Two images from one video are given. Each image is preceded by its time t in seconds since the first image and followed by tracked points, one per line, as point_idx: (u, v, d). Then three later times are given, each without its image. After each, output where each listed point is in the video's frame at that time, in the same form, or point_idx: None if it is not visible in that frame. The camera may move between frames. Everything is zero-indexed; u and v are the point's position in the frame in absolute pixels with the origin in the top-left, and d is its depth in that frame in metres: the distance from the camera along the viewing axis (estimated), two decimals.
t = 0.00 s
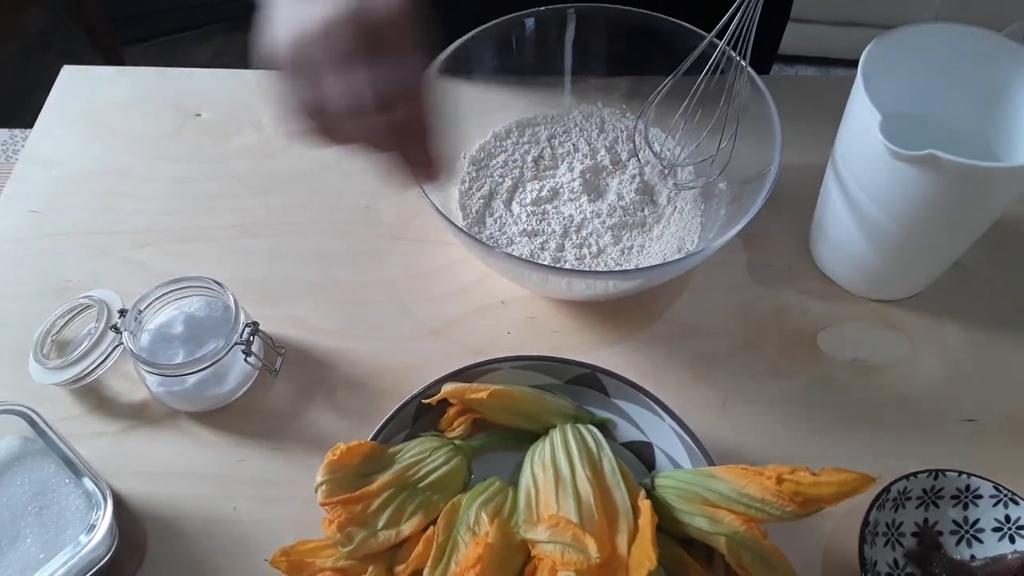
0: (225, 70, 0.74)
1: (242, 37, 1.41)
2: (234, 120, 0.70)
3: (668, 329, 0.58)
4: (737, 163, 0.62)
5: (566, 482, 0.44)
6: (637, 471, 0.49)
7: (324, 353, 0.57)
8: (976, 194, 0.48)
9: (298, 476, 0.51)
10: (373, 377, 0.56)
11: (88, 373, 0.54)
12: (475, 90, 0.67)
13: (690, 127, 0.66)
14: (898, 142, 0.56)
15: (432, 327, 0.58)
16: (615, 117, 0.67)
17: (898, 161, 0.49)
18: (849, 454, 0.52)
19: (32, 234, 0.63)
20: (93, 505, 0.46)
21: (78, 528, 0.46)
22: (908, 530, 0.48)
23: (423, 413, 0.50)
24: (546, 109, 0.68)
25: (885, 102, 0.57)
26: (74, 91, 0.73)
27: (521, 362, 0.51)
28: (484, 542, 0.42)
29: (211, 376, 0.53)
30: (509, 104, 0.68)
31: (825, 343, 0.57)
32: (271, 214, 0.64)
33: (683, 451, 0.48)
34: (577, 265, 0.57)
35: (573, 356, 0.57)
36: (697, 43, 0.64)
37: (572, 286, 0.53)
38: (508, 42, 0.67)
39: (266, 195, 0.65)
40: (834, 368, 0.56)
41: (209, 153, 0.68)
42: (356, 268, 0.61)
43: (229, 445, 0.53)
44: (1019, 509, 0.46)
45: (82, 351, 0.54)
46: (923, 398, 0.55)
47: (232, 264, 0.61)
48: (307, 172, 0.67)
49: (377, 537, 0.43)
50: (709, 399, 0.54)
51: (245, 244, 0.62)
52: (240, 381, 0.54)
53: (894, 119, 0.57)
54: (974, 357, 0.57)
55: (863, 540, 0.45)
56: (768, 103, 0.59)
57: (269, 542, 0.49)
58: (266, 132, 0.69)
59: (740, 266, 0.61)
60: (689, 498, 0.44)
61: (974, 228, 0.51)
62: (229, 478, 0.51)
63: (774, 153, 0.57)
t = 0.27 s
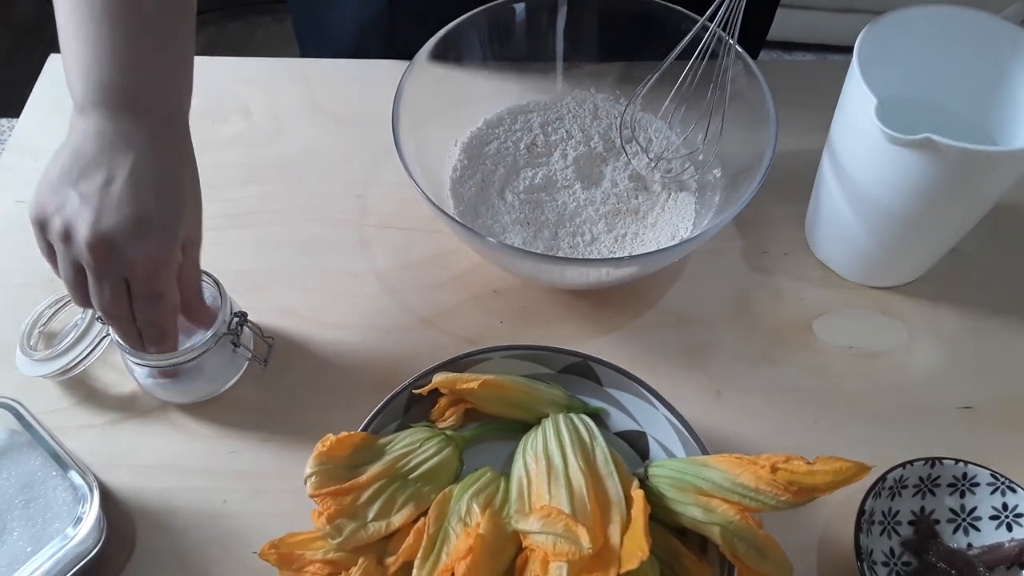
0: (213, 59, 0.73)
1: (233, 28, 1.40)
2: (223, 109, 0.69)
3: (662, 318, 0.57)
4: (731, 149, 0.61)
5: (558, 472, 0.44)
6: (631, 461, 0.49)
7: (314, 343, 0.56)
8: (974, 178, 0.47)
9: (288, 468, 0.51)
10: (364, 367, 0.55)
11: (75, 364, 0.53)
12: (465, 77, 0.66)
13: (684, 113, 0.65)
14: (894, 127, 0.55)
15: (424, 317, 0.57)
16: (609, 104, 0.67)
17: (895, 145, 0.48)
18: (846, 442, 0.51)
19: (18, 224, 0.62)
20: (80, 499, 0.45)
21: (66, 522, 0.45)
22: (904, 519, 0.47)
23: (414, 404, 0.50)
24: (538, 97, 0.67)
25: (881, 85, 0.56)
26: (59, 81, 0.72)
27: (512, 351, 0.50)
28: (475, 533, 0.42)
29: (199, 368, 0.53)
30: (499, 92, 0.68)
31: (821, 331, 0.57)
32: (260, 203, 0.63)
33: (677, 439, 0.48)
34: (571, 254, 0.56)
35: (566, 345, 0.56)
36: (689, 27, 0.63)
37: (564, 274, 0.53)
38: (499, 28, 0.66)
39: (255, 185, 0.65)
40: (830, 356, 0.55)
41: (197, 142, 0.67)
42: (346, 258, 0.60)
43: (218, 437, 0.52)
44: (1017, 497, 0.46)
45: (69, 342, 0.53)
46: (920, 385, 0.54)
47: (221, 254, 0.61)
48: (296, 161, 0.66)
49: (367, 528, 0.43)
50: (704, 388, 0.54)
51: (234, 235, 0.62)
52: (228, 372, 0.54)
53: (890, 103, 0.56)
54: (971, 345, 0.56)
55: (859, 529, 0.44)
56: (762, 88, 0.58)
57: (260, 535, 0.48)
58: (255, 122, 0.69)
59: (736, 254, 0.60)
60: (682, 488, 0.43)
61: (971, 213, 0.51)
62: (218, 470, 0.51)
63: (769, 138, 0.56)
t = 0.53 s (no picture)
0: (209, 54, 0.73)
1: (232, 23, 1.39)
2: (219, 104, 0.69)
3: (659, 314, 0.57)
4: (727, 145, 0.61)
5: (553, 468, 0.44)
6: (626, 457, 0.49)
7: (309, 340, 0.56)
8: (969, 174, 0.47)
9: (283, 465, 0.51)
10: (360, 364, 0.55)
11: (70, 361, 0.53)
12: (461, 73, 0.66)
13: (680, 109, 0.65)
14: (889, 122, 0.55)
15: (420, 314, 0.57)
16: (605, 99, 0.67)
17: (890, 140, 0.48)
18: (842, 439, 0.51)
19: (13, 220, 0.62)
20: (74, 495, 0.45)
21: (60, 518, 0.45)
22: (898, 516, 0.47)
23: (410, 400, 0.50)
24: (534, 92, 0.67)
25: (877, 80, 0.56)
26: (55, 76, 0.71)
27: (507, 348, 0.50)
28: (470, 529, 0.42)
29: (193, 365, 0.53)
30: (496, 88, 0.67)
31: (817, 327, 0.56)
32: (255, 199, 0.63)
33: (672, 436, 0.48)
34: (566, 250, 0.56)
35: (562, 342, 0.56)
36: (686, 22, 0.63)
37: (560, 270, 0.53)
38: (494, 21, 0.66)
39: (250, 180, 0.64)
40: (826, 352, 0.55)
41: (193, 138, 0.67)
42: (342, 254, 0.60)
43: (213, 433, 0.52)
44: (1011, 494, 0.46)
45: (64, 339, 0.53)
46: (915, 382, 0.54)
47: (217, 250, 0.61)
48: (292, 157, 0.66)
49: (361, 525, 0.43)
50: (699, 385, 0.54)
51: (229, 231, 0.62)
52: (222, 369, 0.54)
53: (885, 98, 0.56)
54: (967, 342, 0.56)
55: (853, 525, 0.44)
56: (758, 83, 0.58)
57: (255, 531, 0.48)
58: (251, 117, 0.68)
59: (732, 250, 0.60)
60: (677, 485, 0.43)
61: (966, 209, 0.50)
62: (213, 466, 0.51)
63: (765, 133, 0.56)
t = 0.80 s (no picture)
0: (209, 54, 0.73)
1: (233, 23, 1.39)
2: (220, 104, 0.70)
3: (657, 314, 0.57)
4: (726, 144, 0.61)
5: (552, 468, 0.44)
6: (624, 456, 0.49)
7: (309, 339, 0.56)
8: (967, 174, 0.47)
9: (283, 463, 0.51)
10: (359, 362, 0.55)
11: (70, 360, 0.53)
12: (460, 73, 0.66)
13: (678, 108, 0.65)
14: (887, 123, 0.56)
15: (419, 313, 0.58)
16: (604, 99, 0.67)
17: (889, 140, 0.48)
18: (840, 438, 0.51)
19: (14, 220, 0.62)
20: (75, 494, 0.46)
21: (60, 516, 0.45)
22: (897, 515, 0.47)
23: (409, 399, 0.50)
24: (534, 93, 0.67)
25: (876, 79, 0.56)
26: (56, 76, 0.72)
27: (507, 347, 0.50)
28: (469, 528, 0.42)
29: (193, 364, 0.53)
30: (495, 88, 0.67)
31: (816, 327, 0.57)
32: (256, 199, 0.64)
33: (670, 435, 0.48)
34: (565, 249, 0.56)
35: (561, 341, 0.56)
36: (686, 22, 0.63)
37: (559, 270, 0.53)
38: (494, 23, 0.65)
39: (250, 179, 0.65)
40: (825, 351, 0.55)
41: (193, 137, 0.67)
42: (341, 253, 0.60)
43: (214, 431, 0.52)
44: (1010, 493, 0.46)
45: (64, 338, 0.53)
46: (914, 381, 0.54)
47: (217, 249, 0.61)
48: (292, 157, 0.66)
49: (360, 523, 0.43)
50: (698, 384, 0.54)
51: (230, 230, 0.62)
52: (223, 368, 0.54)
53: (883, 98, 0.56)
54: (966, 341, 0.56)
55: (852, 524, 0.44)
56: (757, 83, 0.58)
57: (255, 529, 0.48)
58: (251, 117, 0.69)
59: (730, 250, 0.60)
60: (675, 484, 0.43)
61: (965, 209, 0.51)
62: (213, 465, 0.51)
63: (763, 133, 0.56)
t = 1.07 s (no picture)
0: (206, 47, 0.73)
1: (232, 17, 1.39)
2: (216, 98, 0.69)
3: (654, 308, 0.57)
4: (724, 138, 0.61)
5: (548, 462, 0.44)
6: (621, 451, 0.49)
7: (305, 333, 0.56)
8: (964, 169, 0.47)
9: (279, 457, 0.51)
10: (356, 356, 0.55)
11: (66, 354, 0.53)
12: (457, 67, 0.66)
13: (676, 103, 0.65)
14: (884, 118, 0.56)
15: (416, 307, 0.57)
16: (601, 94, 0.67)
17: (886, 135, 0.48)
18: (837, 432, 0.51)
19: (10, 213, 0.62)
20: (70, 488, 0.45)
21: (56, 510, 0.45)
22: (892, 510, 0.47)
23: (406, 394, 0.50)
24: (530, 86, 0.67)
25: (872, 74, 0.56)
26: (52, 69, 0.71)
27: (503, 341, 0.50)
28: (464, 522, 0.42)
29: (189, 358, 0.53)
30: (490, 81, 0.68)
31: (813, 322, 0.57)
32: (252, 193, 0.63)
33: (666, 430, 0.48)
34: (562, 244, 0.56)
35: (558, 335, 0.56)
36: (684, 15, 0.63)
37: (555, 264, 0.52)
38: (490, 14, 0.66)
39: (247, 173, 0.65)
40: (822, 347, 0.55)
41: (191, 131, 0.67)
42: (339, 247, 0.60)
43: (210, 426, 0.52)
44: (1006, 489, 0.46)
45: (59, 332, 0.53)
46: (910, 377, 0.54)
47: (214, 243, 0.61)
48: (289, 151, 0.66)
49: (356, 517, 0.42)
50: (695, 378, 0.54)
51: (226, 224, 0.62)
52: (219, 363, 0.54)
53: (880, 93, 0.56)
54: (962, 336, 0.56)
55: (847, 519, 0.44)
56: (755, 78, 0.58)
57: (251, 523, 0.48)
58: (248, 111, 0.68)
59: (728, 245, 0.60)
60: (671, 478, 0.43)
61: (962, 204, 0.50)
62: (209, 459, 0.51)
63: (761, 127, 0.56)
